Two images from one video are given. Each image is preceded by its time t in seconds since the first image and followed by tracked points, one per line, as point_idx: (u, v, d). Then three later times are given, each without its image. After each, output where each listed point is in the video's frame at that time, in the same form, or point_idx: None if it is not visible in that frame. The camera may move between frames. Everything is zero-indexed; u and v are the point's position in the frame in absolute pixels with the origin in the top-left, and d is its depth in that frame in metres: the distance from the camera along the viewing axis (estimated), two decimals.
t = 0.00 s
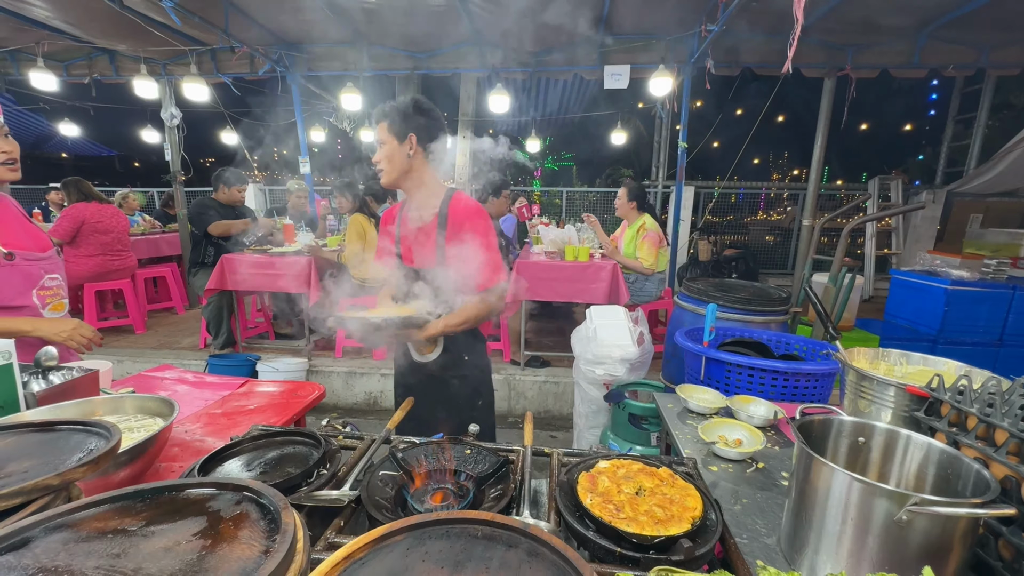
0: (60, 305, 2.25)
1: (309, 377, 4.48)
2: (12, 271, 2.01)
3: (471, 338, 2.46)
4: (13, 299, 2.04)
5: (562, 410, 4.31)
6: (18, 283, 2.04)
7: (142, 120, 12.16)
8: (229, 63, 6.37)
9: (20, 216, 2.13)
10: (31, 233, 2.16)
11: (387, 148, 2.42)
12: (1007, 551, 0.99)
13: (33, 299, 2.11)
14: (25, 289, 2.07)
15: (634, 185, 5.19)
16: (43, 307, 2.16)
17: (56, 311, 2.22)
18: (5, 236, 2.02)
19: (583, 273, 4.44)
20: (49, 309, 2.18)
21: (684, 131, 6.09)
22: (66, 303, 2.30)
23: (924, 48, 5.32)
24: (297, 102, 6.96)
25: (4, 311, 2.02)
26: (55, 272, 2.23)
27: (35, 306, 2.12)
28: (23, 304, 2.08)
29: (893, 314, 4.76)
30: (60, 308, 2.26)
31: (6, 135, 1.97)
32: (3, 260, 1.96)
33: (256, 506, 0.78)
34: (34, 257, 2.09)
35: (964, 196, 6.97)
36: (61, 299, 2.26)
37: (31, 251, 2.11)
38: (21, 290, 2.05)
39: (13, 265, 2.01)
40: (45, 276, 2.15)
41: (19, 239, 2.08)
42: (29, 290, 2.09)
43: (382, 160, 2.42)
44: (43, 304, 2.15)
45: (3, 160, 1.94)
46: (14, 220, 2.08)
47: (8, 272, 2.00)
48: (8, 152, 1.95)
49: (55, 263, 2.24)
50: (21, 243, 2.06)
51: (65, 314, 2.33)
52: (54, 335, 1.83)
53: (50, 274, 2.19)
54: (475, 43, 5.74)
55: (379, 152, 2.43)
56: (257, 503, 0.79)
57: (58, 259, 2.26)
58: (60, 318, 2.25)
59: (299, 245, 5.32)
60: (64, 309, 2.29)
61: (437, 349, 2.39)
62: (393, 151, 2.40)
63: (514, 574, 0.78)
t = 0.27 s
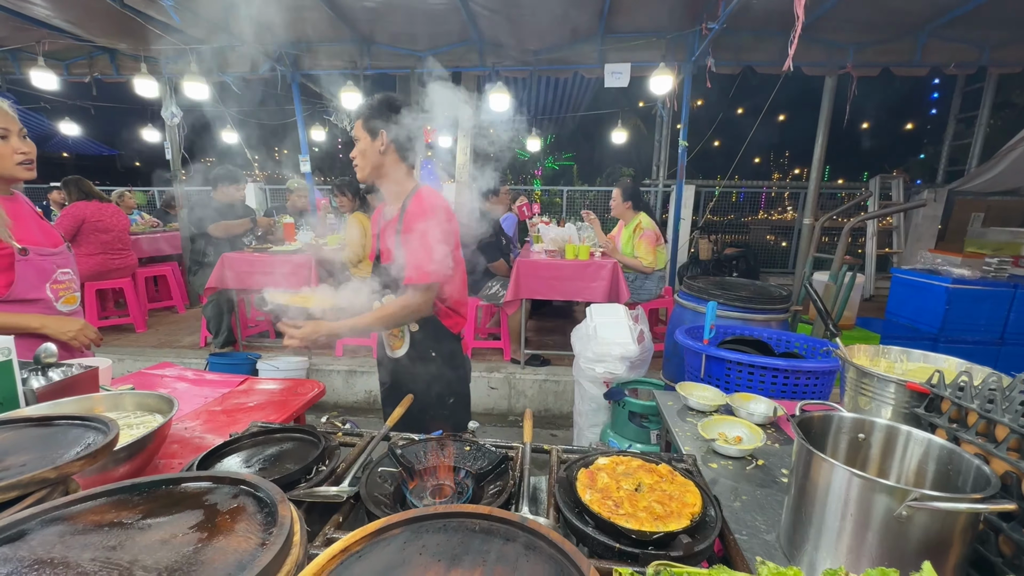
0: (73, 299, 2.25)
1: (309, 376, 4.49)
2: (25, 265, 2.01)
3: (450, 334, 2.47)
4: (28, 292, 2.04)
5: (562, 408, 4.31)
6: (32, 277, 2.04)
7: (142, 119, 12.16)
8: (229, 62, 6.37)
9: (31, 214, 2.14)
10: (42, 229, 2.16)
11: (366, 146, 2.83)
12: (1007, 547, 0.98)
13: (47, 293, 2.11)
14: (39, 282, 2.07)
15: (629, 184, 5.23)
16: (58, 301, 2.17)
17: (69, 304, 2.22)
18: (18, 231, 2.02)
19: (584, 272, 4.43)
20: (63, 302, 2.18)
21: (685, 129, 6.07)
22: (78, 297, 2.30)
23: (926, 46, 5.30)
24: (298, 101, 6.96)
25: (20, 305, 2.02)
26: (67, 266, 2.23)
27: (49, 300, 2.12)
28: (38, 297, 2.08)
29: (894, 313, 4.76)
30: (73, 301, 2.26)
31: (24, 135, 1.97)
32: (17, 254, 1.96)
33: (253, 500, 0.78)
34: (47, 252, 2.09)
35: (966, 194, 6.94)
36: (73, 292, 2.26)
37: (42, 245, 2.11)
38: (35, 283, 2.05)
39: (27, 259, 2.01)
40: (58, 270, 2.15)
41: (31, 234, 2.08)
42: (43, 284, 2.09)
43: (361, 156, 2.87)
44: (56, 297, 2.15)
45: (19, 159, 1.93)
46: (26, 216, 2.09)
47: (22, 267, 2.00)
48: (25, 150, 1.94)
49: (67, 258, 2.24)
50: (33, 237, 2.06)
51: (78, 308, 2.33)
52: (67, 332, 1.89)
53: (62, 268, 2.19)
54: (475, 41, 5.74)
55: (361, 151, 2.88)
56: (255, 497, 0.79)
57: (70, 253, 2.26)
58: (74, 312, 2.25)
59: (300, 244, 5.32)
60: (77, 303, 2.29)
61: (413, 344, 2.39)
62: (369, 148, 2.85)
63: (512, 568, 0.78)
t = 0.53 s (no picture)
0: (77, 297, 2.24)
1: (307, 376, 4.49)
2: (29, 264, 2.01)
3: (438, 334, 2.46)
4: (32, 291, 2.03)
5: (560, 408, 4.32)
6: (37, 276, 2.04)
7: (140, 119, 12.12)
8: (226, 62, 6.36)
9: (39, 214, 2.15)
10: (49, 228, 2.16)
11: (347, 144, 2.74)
12: (998, 542, 0.99)
13: (51, 291, 2.10)
14: (43, 281, 2.07)
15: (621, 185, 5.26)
16: (61, 299, 2.16)
17: (73, 303, 2.21)
18: (24, 230, 2.02)
19: (581, 271, 4.43)
20: (66, 301, 2.18)
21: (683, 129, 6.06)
22: (83, 296, 2.29)
23: (922, 46, 5.32)
24: (296, 101, 6.95)
25: (25, 304, 2.02)
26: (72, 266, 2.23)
27: (52, 298, 2.11)
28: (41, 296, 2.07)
29: (890, 312, 4.77)
30: (77, 300, 2.25)
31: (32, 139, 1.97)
32: (21, 253, 1.97)
33: (245, 496, 0.78)
34: (52, 251, 2.09)
35: (962, 194, 6.96)
36: (77, 291, 2.25)
37: (48, 245, 2.11)
38: (39, 282, 2.05)
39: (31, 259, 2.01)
40: (62, 269, 2.15)
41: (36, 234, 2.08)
42: (47, 283, 2.09)
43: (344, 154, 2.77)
44: (60, 296, 2.15)
45: (28, 163, 1.94)
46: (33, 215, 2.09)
47: (27, 266, 2.00)
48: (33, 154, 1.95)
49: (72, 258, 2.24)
50: (38, 237, 2.06)
51: (82, 307, 2.33)
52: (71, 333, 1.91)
53: (66, 267, 2.18)
54: (473, 41, 5.74)
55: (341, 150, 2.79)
56: (246, 493, 0.79)
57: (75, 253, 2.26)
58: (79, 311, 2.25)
59: (297, 244, 5.32)
60: (81, 302, 2.28)
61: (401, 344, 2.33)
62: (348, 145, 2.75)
63: (503, 563, 0.78)
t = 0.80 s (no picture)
0: (76, 301, 2.23)
1: (304, 375, 4.49)
2: (26, 267, 2.00)
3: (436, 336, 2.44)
4: (26, 294, 2.02)
5: (556, 406, 4.33)
6: (32, 279, 2.03)
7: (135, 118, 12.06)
8: (222, 60, 6.33)
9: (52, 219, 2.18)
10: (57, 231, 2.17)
11: (336, 139, 2.67)
12: (987, 536, 1.00)
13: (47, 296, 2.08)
14: (38, 284, 2.05)
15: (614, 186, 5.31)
16: (57, 303, 2.14)
17: (70, 307, 2.19)
18: (26, 233, 2.02)
19: (578, 270, 4.44)
20: (61, 305, 2.16)
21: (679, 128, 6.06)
22: (83, 300, 2.28)
23: (918, 45, 5.33)
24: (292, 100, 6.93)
25: (18, 305, 2.01)
26: (75, 269, 2.22)
27: (46, 301, 2.09)
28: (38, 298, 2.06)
29: (886, 310, 4.79)
30: (75, 304, 2.23)
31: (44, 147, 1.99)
32: (19, 257, 1.96)
33: (236, 493, 0.78)
34: (52, 255, 2.08)
35: (957, 193, 6.98)
36: (77, 295, 2.24)
37: (51, 248, 2.11)
38: (34, 285, 2.03)
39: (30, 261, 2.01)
40: (61, 273, 2.14)
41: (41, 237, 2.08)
42: (43, 286, 2.07)
43: (333, 148, 2.70)
44: (55, 299, 2.13)
45: (35, 169, 1.94)
46: (42, 218, 2.11)
47: (23, 268, 1.99)
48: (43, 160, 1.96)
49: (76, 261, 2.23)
50: (40, 239, 2.06)
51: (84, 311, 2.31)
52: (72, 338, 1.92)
53: (67, 271, 2.17)
54: (470, 40, 5.73)
55: (329, 144, 2.71)
56: (238, 490, 0.79)
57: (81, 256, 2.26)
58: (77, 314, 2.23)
59: (293, 243, 5.31)
60: (81, 306, 2.26)
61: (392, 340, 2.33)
62: (336, 141, 2.69)
63: (492, 559, 0.78)
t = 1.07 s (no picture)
0: (81, 304, 2.39)
1: (299, 374, 4.48)
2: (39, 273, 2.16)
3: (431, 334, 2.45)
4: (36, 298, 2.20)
5: (552, 404, 4.34)
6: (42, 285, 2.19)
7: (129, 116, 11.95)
8: (216, 58, 6.29)
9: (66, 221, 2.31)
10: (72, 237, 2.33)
11: (327, 137, 2.53)
12: (975, 530, 1.01)
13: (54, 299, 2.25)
14: (47, 289, 2.22)
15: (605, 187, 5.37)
16: (64, 307, 2.32)
17: (75, 310, 2.37)
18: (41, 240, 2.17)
19: (573, 268, 4.44)
20: (67, 309, 2.33)
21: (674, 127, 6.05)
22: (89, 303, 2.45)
23: (910, 45, 5.37)
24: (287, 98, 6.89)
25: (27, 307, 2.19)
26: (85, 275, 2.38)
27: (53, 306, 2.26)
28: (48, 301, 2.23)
29: (879, 308, 4.83)
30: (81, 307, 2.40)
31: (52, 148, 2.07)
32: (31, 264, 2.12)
33: (223, 492, 0.78)
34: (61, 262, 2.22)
35: (949, 192, 7.02)
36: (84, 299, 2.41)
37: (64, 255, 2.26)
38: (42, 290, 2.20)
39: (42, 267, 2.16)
40: (71, 279, 2.30)
41: (55, 245, 2.24)
42: (52, 291, 2.24)
43: (325, 147, 2.54)
44: (63, 303, 2.30)
45: (42, 171, 2.03)
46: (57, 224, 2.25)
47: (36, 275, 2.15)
48: (50, 162, 2.05)
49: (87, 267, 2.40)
50: (55, 247, 2.22)
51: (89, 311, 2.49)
52: (74, 331, 2.02)
53: (78, 276, 2.34)
54: (465, 38, 5.72)
55: (319, 143, 2.56)
56: (225, 488, 0.78)
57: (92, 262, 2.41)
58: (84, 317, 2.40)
59: (288, 242, 5.29)
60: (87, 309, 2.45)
61: (386, 338, 2.33)
62: (327, 139, 2.54)
63: (481, 556, 0.78)
